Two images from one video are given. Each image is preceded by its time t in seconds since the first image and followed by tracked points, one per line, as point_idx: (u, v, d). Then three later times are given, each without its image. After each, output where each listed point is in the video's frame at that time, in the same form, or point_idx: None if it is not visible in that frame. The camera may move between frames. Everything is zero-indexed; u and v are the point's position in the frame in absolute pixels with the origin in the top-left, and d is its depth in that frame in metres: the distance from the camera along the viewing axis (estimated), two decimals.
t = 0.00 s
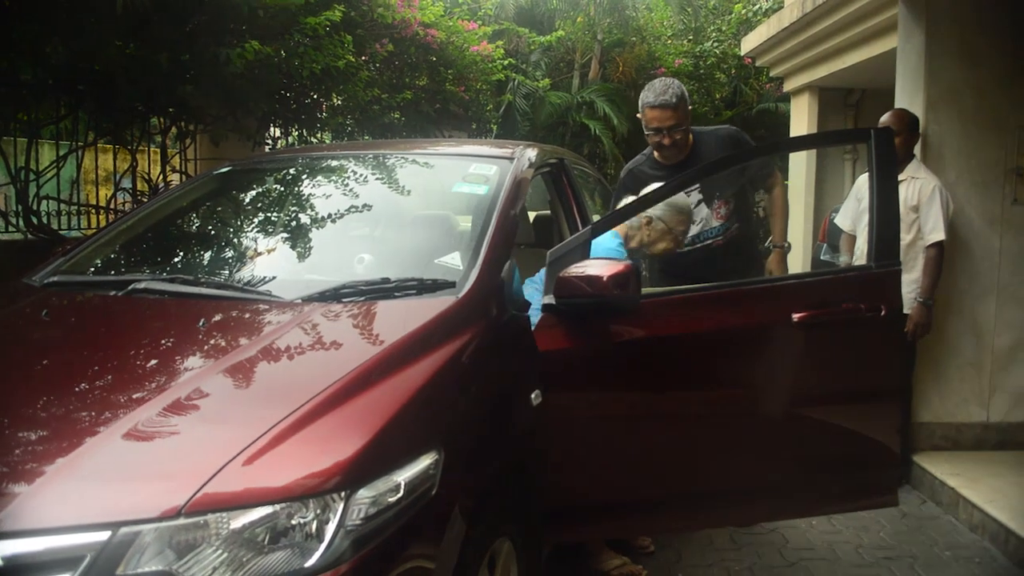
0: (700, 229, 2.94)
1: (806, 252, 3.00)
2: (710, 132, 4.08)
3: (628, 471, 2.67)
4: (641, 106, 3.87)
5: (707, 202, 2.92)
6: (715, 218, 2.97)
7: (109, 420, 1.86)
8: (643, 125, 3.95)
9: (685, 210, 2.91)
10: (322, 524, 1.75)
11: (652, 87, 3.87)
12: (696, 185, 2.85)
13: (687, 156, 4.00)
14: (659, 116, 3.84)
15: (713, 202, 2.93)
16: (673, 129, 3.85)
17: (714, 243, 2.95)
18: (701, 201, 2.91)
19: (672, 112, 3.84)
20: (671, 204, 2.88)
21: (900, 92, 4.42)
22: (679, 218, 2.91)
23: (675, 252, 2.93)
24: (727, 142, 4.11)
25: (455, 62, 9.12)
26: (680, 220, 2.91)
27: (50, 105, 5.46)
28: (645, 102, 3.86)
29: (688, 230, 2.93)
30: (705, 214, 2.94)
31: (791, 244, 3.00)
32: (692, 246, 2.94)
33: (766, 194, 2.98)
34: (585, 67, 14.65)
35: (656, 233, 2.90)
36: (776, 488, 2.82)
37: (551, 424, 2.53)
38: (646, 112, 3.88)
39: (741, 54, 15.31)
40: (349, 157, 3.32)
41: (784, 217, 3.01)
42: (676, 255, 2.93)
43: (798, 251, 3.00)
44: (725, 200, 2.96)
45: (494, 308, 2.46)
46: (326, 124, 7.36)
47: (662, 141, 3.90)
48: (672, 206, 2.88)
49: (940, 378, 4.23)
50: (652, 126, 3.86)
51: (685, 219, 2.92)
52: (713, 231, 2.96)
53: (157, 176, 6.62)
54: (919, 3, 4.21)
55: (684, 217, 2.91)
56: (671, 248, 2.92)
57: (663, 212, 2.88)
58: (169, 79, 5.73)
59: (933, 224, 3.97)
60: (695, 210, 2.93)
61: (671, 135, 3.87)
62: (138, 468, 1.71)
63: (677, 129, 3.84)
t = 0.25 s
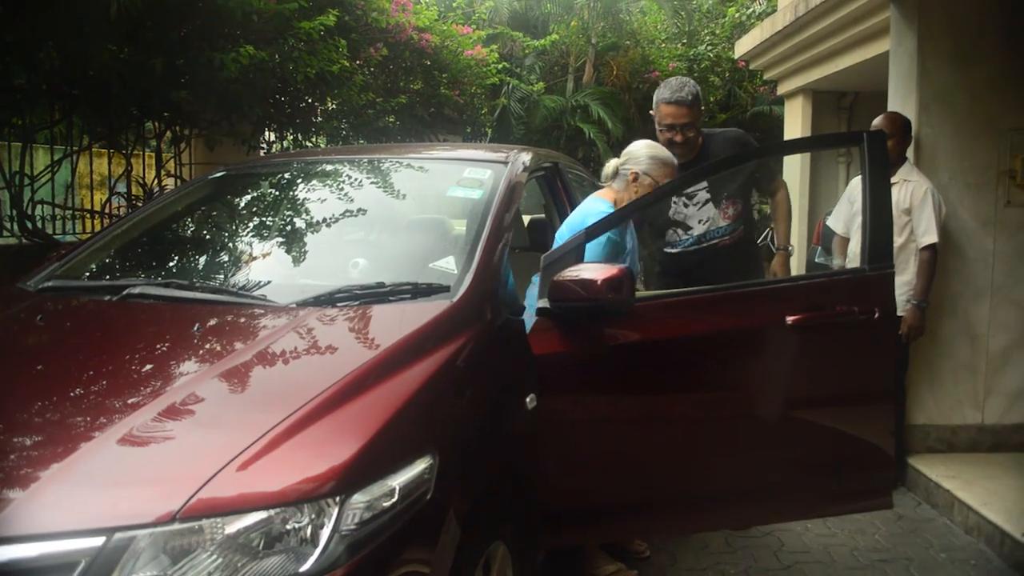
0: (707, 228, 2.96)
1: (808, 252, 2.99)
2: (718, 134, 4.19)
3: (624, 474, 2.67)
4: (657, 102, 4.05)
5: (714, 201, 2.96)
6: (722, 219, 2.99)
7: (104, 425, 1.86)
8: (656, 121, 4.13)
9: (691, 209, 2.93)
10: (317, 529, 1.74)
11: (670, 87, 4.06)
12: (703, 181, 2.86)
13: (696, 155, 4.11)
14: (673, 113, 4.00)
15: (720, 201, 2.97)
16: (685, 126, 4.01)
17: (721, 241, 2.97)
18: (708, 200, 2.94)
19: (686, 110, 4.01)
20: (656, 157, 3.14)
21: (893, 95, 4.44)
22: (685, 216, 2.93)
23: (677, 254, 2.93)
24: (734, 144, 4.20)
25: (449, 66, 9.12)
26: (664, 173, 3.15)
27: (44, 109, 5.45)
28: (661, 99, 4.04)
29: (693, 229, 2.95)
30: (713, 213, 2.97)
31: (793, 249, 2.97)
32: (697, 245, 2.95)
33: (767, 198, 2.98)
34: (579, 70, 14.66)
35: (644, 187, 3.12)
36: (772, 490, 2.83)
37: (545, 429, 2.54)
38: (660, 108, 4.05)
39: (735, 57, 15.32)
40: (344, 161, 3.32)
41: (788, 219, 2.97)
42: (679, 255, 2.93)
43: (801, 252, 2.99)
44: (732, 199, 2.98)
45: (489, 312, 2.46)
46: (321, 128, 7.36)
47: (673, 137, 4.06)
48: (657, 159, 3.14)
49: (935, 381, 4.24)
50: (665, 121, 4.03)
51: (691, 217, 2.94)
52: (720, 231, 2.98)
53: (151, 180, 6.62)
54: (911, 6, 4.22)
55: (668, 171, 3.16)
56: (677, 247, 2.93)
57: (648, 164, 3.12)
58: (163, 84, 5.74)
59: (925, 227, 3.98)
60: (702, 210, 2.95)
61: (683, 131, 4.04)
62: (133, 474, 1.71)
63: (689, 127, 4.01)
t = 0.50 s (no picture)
0: (707, 235, 3.06)
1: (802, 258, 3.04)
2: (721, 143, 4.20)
3: (621, 483, 2.67)
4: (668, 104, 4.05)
5: (715, 209, 3.03)
6: (723, 227, 3.07)
7: (101, 435, 1.86)
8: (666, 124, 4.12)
9: (694, 216, 3.01)
10: (314, 539, 1.74)
11: (681, 92, 4.08)
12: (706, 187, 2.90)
13: (702, 161, 4.09)
14: (682, 116, 4.00)
15: (722, 208, 3.04)
16: (693, 129, 4.00)
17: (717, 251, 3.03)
18: (711, 208, 3.02)
19: (695, 114, 4.02)
20: (647, 146, 3.18)
21: (889, 104, 4.45)
22: (686, 222, 3.01)
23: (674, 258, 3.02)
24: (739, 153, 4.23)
25: (446, 74, 9.14)
26: (657, 161, 3.19)
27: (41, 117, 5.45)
28: (671, 101, 4.05)
29: (693, 236, 3.04)
30: (716, 221, 3.06)
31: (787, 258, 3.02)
32: (696, 251, 3.05)
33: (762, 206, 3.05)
34: (576, 79, 14.68)
35: (638, 177, 3.18)
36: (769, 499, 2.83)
37: (542, 438, 2.54)
38: (670, 111, 4.06)
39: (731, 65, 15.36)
40: (341, 170, 3.33)
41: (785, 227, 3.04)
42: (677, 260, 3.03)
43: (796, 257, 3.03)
44: (733, 209, 3.06)
45: (485, 321, 2.47)
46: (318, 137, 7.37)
47: (680, 140, 4.05)
48: (647, 148, 3.17)
49: (931, 388, 4.25)
50: (674, 123, 4.02)
51: (693, 224, 3.03)
52: (720, 238, 3.06)
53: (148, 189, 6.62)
54: (906, 15, 4.24)
55: (662, 159, 3.20)
56: (675, 252, 3.03)
57: (639, 154, 3.16)
58: (161, 92, 5.75)
59: (921, 234, 4.00)
60: (705, 217, 3.04)
61: (690, 135, 4.03)
62: (130, 484, 1.71)
63: (698, 130, 4.01)
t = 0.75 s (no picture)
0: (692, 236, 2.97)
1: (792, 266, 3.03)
2: (710, 147, 4.41)
3: (615, 488, 2.67)
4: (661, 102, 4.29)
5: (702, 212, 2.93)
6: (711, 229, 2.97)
7: (95, 441, 1.85)
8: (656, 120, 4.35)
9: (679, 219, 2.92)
10: (308, 544, 1.74)
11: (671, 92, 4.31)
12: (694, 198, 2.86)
13: (691, 161, 4.32)
14: (674, 114, 4.25)
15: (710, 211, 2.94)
16: (686, 127, 4.26)
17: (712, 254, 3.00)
18: (696, 211, 2.92)
19: (688, 110, 4.27)
20: (654, 149, 3.20)
21: (882, 110, 4.47)
22: (670, 225, 2.92)
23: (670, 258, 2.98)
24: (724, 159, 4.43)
25: (441, 80, 9.14)
26: (665, 163, 3.21)
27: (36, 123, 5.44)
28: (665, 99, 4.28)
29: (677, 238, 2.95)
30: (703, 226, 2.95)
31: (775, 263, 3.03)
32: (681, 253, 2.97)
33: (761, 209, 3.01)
34: (572, 84, 14.68)
35: (646, 180, 3.21)
36: (764, 504, 2.82)
37: (536, 442, 2.54)
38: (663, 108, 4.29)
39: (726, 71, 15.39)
40: (337, 176, 3.33)
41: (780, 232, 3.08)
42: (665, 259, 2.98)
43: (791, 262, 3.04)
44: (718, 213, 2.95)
45: (480, 326, 2.47)
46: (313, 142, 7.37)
47: (673, 137, 4.28)
48: (654, 151, 3.20)
49: (926, 393, 4.26)
50: (667, 119, 4.25)
51: (678, 225, 2.94)
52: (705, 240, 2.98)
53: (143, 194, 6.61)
54: (900, 22, 4.26)
55: (669, 161, 3.23)
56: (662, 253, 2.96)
57: (646, 157, 3.19)
58: (156, 97, 5.75)
59: (914, 240, 4.01)
60: (688, 220, 2.94)
61: (682, 131, 4.27)
62: (124, 490, 1.71)
63: (690, 127, 4.26)
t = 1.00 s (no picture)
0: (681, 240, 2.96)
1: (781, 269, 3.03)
2: (687, 150, 4.53)
3: (604, 491, 2.67)
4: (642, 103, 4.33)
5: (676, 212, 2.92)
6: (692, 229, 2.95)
7: (83, 447, 1.84)
8: (635, 120, 4.38)
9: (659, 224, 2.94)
10: (296, 549, 1.73)
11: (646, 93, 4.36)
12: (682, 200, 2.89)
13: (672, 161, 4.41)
14: (656, 113, 4.30)
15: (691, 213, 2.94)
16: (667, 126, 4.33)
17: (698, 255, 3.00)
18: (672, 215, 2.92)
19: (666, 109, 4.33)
20: (656, 149, 3.26)
21: (870, 113, 4.49)
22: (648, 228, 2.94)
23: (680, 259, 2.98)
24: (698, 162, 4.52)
25: (430, 84, 9.14)
26: (667, 161, 3.25)
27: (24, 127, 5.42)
28: (645, 99, 4.31)
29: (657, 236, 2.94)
30: (682, 227, 2.95)
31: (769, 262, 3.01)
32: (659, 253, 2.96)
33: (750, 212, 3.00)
34: (561, 88, 14.69)
35: (650, 179, 3.23)
36: (753, 506, 2.83)
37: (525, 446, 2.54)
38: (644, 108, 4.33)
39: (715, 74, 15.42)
40: (326, 180, 3.33)
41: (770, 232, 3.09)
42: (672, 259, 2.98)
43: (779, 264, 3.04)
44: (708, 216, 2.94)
45: (469, 330, 2.47)
46: (302, 146, 7.36)
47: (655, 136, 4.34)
48: (656, 150, 3.26)
49: (914, 395, 4.27)
50: (649, 120, 4.30)
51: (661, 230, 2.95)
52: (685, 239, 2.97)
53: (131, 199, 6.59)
54: (887, 25, 4.28)
55: (672, 159, 3.28)
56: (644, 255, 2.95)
57: (649, 156, 3.24)
58: (145, 101, 5.74)
59: (900, 241, 4.03)
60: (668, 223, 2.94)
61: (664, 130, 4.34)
62: (112, 496, 1.70)
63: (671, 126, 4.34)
